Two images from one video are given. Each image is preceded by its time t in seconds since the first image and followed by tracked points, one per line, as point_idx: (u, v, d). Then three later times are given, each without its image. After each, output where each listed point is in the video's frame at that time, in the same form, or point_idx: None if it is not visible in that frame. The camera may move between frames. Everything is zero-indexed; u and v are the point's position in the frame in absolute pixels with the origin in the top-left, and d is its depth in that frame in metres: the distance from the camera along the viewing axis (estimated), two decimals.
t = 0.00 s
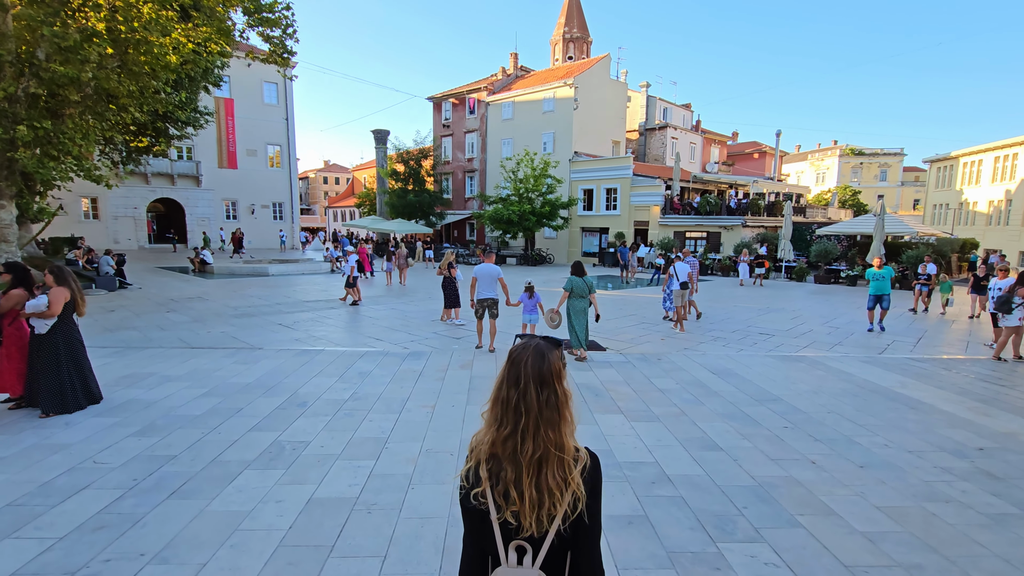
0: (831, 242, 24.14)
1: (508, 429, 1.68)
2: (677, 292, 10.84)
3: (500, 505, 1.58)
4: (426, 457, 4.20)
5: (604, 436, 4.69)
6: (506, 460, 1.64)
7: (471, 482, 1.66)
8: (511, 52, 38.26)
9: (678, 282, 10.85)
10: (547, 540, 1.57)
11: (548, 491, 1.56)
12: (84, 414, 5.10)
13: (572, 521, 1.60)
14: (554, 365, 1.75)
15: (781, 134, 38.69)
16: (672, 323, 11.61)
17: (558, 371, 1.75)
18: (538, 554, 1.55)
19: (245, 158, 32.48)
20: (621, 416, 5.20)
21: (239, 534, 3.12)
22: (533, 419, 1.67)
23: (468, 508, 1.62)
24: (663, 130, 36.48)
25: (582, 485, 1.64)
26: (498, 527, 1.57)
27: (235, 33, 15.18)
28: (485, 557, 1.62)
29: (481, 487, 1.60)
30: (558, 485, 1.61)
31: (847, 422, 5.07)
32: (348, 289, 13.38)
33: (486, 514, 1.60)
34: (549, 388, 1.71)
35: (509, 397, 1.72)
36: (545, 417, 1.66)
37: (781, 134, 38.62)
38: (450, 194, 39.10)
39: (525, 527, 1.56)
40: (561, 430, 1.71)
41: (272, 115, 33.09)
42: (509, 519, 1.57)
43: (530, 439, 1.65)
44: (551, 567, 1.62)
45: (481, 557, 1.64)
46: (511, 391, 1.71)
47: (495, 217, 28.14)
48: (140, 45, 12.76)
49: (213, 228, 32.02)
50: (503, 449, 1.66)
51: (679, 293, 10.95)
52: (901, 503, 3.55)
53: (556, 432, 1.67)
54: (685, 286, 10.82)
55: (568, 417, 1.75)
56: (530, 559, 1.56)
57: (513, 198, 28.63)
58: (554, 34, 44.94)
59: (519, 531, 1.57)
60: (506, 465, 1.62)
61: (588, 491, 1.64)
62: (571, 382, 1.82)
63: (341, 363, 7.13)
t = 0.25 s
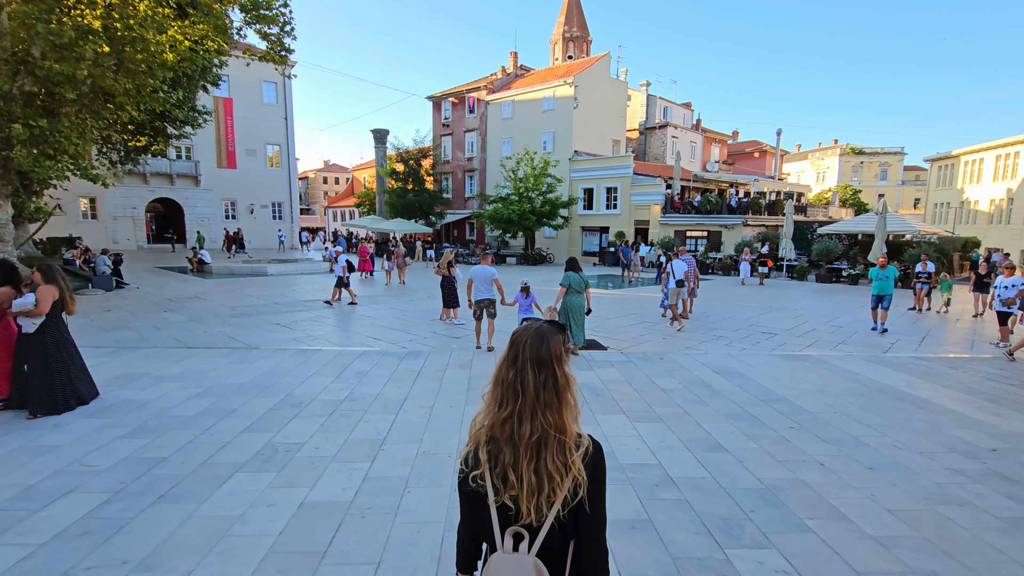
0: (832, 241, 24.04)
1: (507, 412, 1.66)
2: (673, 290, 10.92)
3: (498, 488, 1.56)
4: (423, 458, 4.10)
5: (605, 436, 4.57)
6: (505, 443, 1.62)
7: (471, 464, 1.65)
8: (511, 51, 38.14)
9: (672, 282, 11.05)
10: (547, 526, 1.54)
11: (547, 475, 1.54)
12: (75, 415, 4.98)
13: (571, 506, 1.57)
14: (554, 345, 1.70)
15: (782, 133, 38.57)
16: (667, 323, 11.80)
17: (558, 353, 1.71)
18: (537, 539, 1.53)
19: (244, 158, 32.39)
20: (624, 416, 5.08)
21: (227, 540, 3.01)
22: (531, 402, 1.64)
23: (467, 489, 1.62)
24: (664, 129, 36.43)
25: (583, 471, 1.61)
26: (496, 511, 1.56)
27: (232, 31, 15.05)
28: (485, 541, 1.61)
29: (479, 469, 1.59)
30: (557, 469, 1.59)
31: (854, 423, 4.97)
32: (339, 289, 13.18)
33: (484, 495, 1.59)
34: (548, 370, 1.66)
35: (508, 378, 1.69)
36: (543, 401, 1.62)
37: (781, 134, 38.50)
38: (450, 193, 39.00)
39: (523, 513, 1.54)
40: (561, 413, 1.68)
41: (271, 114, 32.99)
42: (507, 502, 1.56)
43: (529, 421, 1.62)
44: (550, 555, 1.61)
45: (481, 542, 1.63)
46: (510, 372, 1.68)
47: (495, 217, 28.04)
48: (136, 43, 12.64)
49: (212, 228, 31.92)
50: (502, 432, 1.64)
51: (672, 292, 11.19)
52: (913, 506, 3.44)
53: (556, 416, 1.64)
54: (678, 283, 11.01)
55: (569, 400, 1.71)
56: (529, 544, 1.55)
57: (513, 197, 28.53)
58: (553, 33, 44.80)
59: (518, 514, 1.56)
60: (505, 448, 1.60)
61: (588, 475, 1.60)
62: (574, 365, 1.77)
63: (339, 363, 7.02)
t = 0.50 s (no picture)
0: (833, 239, 23.91)
1: (518, 399, 1.65)
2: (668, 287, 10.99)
3: (510, 475, 1.57)
4: (419, 461, 3.96)
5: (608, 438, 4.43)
6: (516, 431, 1.62)
7: (486, 450, 1.67)
8: (510, 50, 38.00)
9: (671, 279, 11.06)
10: (561, 515, 1.54)
11: (555, 466, 1.53)
12: (63, 417, 4.84)
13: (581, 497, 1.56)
14: (562, 334, 1.66)
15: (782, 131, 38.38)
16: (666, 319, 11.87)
17: (567, 342, 1.66)
18: (552, 526, 1.52)
19: (243, 158, 32.26)
20: (627, 417, 4.94)
21: (213, 548, 2.87)
22: (538, 391, 1.62)
23: (482, 475, 1.63)
24: (664, 128, 36.28)
25: (593, 462, 1.60)
26: (509, 497, 1.56)
27: (229, 28, 14.90)
28: (500, 527, 1.63)
29: (492, 456, 1.61)
30: (566, 457, 1.58)
31: (865, 423, 4.83)
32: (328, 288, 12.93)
33: (498, 481, 1.61)
34: (552, 359, 1.63)
35: (516, 366, 1.68)
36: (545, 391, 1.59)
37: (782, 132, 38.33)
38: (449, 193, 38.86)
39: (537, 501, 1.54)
40: (569, 403, 1.65)
41: (270, 114, 32.84)
42: (521, 489, 1.56)
43: (534, 409, 1.61)
44: (563, 541, 1.62)
45: (495, 529, 1.64)
46: (519, 362, 1.66)
47: (495, 216, 27.89)
48: (132, 41, 12.49)
49: (211, 228, 31.77)
50: (511, 421, 1.64)
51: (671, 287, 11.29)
52: (929, 510, 3.30)
53: (560, 405, 1.62)
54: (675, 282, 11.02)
55: (577, 388, 1.68)
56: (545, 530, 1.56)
57: (513, 196, 28.37)
58: (553, 32, 44.65)
59: (532, 501, 1.57)
60: (515, 435, 1.60)
61: (597, 465, 1.60)
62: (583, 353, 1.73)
63: (335, 363, 6.88)
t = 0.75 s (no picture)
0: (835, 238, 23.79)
1: (528, 367, 1.69)
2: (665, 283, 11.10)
3: (520, 442, 1.60)
4: (416, 462, 3.84)
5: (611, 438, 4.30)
6: (527, 399, 1.66)
7: (497, 419, 1.71)
8: (510, 49, 37.87)
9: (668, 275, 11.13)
10: (570, 482, 1.56)
11: (561, 433, 1.55)
12: (52, 417, 4.72)
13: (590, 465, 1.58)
14: (571, 306, 1.70)
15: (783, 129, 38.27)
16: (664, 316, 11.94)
17: (578, 314, 1.70)
18: (562, 492, 1.54)
19: (243, 158, 32.14)
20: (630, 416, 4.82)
21: (199, 553, 2.76)
22: (547, 359, 1.65)
23: (493, 443, 1.67)
24: (664, 127, 36.17)
25: (602, 432, 1.62)
26: (520, 464, 1.58)
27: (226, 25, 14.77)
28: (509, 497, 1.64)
29: (503, 424, 1.64)
30: (575, 425, 1.61)
31: (874, 422, 4.72)
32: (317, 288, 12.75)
33: (510, 448, 1.64)
34: (560, 329, 1.66)
35: (527, 336, 1.72)
36: (552, 359, 1.62)
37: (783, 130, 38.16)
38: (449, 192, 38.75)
39: (546, 468, 1.57)
40: (578, 372, 1.67)
41: (270, 113, 32.72)
42: (532, 455, 1.59)
43: (542, 377, 1.64)
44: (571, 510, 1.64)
45: (506, 497, 1.67)
46: (532, 333, 1.70)
47: (495, 215, 27.78)
48: (127, 37, 12.37)
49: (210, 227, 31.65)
50: (522, 389, 1.67)
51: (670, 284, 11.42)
52: (945, 511, 3.18)
53: (570, 374, 1.65)
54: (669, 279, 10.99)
55: (585, 359, 1.70)
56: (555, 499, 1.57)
57: (513, 195, 28.25)
58: (553, 31, 44.52)
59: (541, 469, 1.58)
60: (526, 403, 1.64)
61: (605, 433, 1.62)
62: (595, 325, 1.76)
63: (332, 361, 6.75)
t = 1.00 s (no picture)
0: (837, 236, 23.63)
1: (535, 345, 1.75)
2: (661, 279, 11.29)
3: (530, 417, 1.67)
4: (410, 463, 3.71)
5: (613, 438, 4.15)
6: (536, 376, 1.72)
7: (505, 396, 1.76)
8: (510, 47, 37.69)
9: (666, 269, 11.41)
10: (580, 455, 1.65)
11: (573, 406, 1.63)
12: (38, 416, 4.58)
13: (598, 438, 1.67)
14: (574, 283, 1.76)
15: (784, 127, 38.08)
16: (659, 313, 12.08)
17: (583, 292, 1.77)
18: (572, 467, 1.62)
19: (242, 156, 31.99)
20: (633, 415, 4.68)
21: (181, 560, 2.62)
22: (554, 336, 1.72)
23: (502, 420, 1.73)
24: (664, 125, 36.03)
25: (609, 407, 1.71)
26: (530, 440, 1.65)
27: (223, 21, 14.60)
28: (520, 472, 1.70)
29: (513, 399, 1.69)
30: (583, 399, 1.69)
31: (884, 421, 4.58)
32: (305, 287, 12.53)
33: (518, 424, 1.69)
34: (564, 306, 1.73)
35: (533, 314, 1.78)
36: (560, 335, 1.69)
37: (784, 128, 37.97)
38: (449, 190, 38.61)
39: (558, 443, 1.64)
40: (584, 348, 1.75)
41: (269, 112, 32.54)
42: (542, 430, 1.66)
43: (551, 353, 1.71)
44: (581, 483, 1.72)
45: (515, 473, 1.73)
46: (538, 310, 1.76)
47: (495, 214, 27.63)
48: (123, 33, 12.22)
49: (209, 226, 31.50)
50: (531, 365, 1.74)
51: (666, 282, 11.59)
52: (963, 514, 3.05)
53: (575, 350, 1.72)
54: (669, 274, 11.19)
55: (590, 334, 1.78)
56: (565, 471, 1.65)
57: (513, 193, 28.10)
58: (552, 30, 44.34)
59: (551, 441, 1.66)
60: (534, 379, 1.70)
61: (610, 407, 1.72)
62: (598, 303, 1.84)
63: (328, 360, 6.62)
